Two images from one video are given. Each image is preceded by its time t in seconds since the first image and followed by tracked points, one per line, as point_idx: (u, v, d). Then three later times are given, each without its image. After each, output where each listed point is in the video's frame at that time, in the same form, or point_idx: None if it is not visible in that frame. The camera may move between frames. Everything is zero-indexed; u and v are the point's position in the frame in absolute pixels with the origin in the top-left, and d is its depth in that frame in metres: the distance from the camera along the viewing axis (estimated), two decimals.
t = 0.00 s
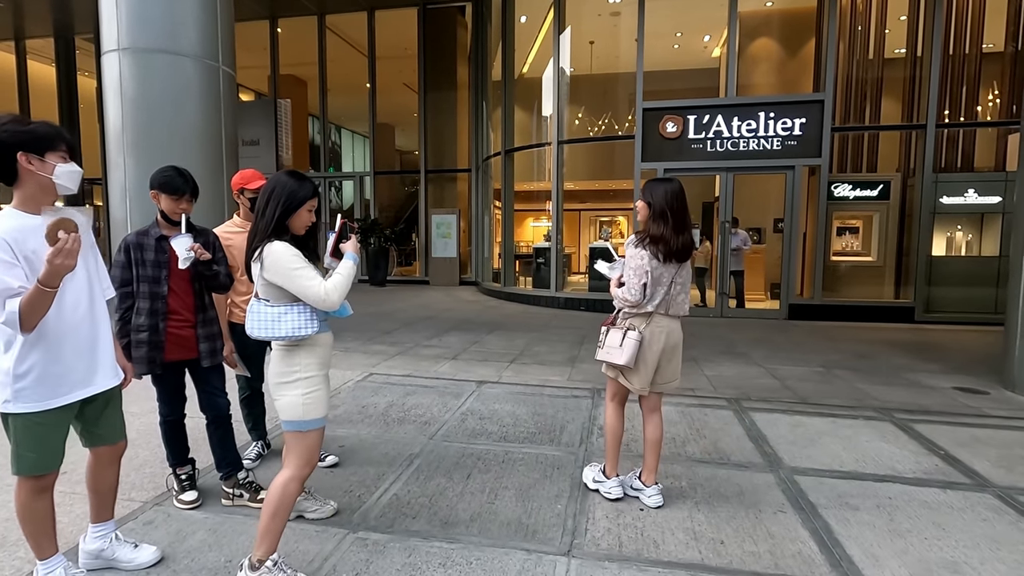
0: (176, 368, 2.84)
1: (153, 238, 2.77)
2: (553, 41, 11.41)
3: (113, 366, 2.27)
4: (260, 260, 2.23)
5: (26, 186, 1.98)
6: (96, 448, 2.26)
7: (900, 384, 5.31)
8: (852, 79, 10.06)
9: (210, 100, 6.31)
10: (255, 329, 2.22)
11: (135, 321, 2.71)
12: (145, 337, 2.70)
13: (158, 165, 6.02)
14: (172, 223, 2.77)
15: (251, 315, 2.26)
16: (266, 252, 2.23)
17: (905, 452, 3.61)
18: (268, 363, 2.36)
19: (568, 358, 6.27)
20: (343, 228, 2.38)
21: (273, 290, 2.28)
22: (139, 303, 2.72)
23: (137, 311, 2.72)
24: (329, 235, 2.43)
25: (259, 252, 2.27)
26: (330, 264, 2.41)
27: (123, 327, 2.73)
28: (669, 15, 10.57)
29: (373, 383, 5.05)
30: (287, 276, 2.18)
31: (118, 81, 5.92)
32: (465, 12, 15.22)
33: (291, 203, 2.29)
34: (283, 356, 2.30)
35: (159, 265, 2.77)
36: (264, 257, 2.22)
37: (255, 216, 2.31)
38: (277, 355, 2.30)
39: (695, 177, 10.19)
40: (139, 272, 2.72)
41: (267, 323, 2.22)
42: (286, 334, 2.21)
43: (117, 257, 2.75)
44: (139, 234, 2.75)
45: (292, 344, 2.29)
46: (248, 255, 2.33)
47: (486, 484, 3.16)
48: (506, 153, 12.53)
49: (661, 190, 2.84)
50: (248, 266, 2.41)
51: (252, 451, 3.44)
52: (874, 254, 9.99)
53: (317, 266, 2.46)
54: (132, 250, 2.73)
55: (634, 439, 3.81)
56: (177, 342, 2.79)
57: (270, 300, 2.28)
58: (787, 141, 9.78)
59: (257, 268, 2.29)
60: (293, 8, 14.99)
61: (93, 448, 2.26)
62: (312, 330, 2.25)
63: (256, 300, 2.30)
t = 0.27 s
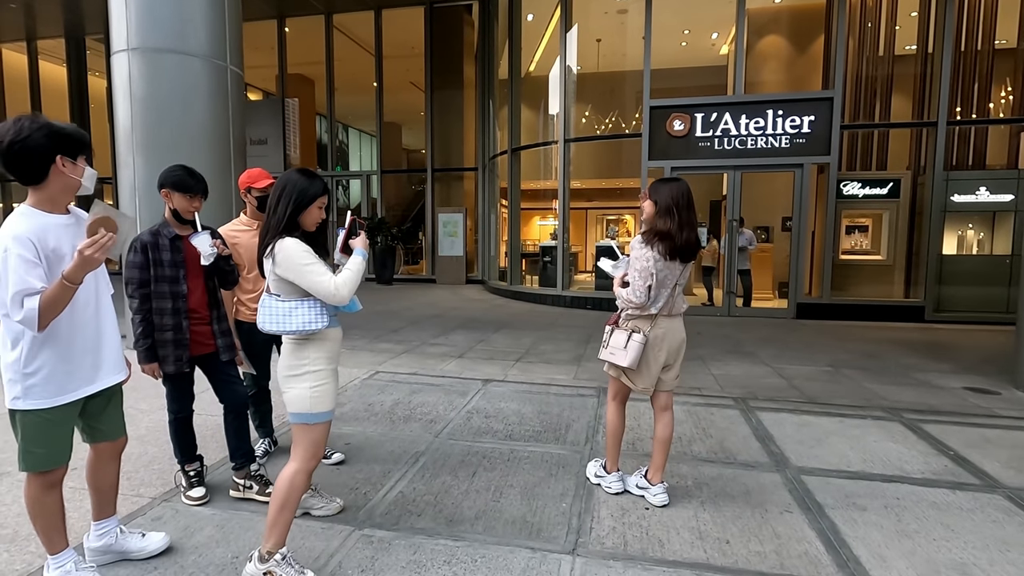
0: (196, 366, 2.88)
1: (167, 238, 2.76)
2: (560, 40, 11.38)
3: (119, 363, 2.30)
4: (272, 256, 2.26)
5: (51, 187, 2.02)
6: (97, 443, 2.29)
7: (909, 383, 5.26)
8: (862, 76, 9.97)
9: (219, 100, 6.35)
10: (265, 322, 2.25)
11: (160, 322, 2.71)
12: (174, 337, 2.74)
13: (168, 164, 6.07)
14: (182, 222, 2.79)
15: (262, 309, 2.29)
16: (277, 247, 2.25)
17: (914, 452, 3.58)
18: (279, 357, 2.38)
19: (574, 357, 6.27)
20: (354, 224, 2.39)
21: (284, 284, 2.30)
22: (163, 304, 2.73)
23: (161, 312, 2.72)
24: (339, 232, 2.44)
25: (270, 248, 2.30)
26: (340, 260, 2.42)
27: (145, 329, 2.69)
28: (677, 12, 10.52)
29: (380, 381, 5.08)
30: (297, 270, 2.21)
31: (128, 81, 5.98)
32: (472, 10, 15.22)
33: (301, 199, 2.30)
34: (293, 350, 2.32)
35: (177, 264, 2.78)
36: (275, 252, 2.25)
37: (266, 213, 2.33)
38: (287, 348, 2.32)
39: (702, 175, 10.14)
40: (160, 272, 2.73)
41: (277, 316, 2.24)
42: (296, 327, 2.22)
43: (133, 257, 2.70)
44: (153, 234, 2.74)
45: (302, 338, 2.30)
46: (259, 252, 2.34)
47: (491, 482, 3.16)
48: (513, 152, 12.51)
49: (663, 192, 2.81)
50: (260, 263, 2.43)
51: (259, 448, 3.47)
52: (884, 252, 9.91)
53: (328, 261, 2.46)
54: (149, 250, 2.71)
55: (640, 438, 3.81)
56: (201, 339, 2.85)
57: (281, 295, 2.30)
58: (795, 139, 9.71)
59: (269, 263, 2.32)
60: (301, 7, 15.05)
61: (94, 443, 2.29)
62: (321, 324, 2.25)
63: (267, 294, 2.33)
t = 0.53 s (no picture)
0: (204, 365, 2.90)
1: (174, 238, 2.78)
2: (566, 39, 11.36)
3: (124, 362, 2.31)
4: (280, 255, 2.27)
5: (68, 188, 2.05)
6: (108, 437, 2.31)
7: (917, 384, 5.21)
8: (870, 73, 9.88)
9: (225, 100, 6.38)
10: (272, 317, 2.27)
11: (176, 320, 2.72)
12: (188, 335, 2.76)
13: (175, 164, 6.10)
14: (188, 222, 2.80)
15: (269, 305, 2.31)
16: (285, 246, 2.26)
17: (922, 453, 3.55)
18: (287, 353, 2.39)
19: (579, 356, 6.26)
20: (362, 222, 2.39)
21: (290, 282, 2.32)
22: (177, 302, 2.74)
23: (175, 311, 2.73)
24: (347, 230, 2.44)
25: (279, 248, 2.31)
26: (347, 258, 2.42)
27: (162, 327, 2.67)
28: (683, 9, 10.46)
29: (385, 380, 5.09)
30: (303, 267, 2.21)
31: (136, 81, 6.01)
32: (478, 9, 15.22)
33: (311, 198, 2.31)
34: (299, 345, 2.33)
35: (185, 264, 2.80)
36: (283, 250, 2.26)
37: (276, 212, 2.34)
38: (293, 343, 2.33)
39: (709, 174, 10.08)
40: (171, 271, 2.73)
41: (283, 312, 2.26)
42: (303, 323, 2.24)
43: (142, 256, 2.68)
44: (159, 234, 2.75)
45: (309, 333, 2.31)
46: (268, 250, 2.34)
47: (495, 482, 3.16)
48: (519, 151, 12.49)
49: (667, 193, 2.81)
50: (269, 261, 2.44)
51: (265, 446, 3.48)
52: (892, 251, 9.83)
53: (336, 260, 2.47)
54: (158, 250, 2.71)
55: (645, 438, 3.79)
56: (210, 337, 2.88)
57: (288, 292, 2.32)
58: (803, 137, 9.63)
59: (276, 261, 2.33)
60: (307, 7, 15.08)
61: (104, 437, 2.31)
62: (326, 321, 2.26)
63: (274, 290, 2.35)
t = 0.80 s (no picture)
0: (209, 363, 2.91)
1: (177, 237, 2.79)
2: (571, 37, 11.32)
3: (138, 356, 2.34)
4: (291, 254, 2.28)
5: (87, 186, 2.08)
6: (112, 436, 2.32)
7: (925, 384, 5.18)
8: (877, 71, 9.82)
9: (231, 99, 6.40)
10: (285, 314, 2.30)
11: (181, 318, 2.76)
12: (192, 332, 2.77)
13: (181, 163, 6.13)
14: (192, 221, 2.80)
15: (282, 302, 2.34)
16: (295, 245, 2.27)
17: (930, 453, 3.53)
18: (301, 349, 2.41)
19: (584, 355, 6.26)
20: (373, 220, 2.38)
21: (302, 280, 2.33)
22: (180, 300, 2.77)
23: (179, 309, 2.76)
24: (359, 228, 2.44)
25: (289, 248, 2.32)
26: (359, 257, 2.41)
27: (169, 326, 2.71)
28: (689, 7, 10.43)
29: (390, 379, 5.10)
30: (313, 267, 2.22)
31: (142, 81, 6.04)
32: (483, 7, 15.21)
33: (321, 196, 2.32)
34: (312, 342, 2.34)
35: (187, 262, 2.80)
36: (293, 250, 2.27)
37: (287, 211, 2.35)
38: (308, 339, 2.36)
39: (714, 173, 10.04)
40: (174, 270, 2.76)
41: (294, 310, 2.28)
42: (313, 320, 2.25)
43: (146, 257, 2.73)
44: (163, 233, 2.77)
45: (320, 331, 2.33)
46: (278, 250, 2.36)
47: (500, 480, 3.16)
48: (523, 150, 12.47)
49: (679, 189, 2.77)
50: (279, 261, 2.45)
51: (272, 442, 3.50)
52: (900, 250, 9.79)
53: (347, 259, 2.48)
54: (160, 249, 2.74)
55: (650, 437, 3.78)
56: (215, 335, 2.88)
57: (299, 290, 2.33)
58: (809, 135, 9.57)
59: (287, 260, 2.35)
60: (312, 6, 15.10)
61: (108, 436, 2.32)
62: (336, 319, 2.28)
63: (287, 288, 2.36)
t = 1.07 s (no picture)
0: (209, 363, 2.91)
1: (182, 236, 2.79)
2: (574, 37, 11.30)
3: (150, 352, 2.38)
4: (301, 254, 2.32)
5: (110, 186, 2.14)
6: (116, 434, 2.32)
7: (930, 384, 5.15)
8: (882, 70, 9.77)
9: (234, 99, 6.42)
10: (291, 314, 2.34)
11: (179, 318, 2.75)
12: (190, 333, 2.77)
13: (184, 163, 6.15)
14: (196, 221, 2.81)
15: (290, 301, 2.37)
16: (304, 245, 2.30)
17: (935, 454, 3.51)
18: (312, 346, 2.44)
19: (587, 355, 6.25)
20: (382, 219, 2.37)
21: (311, 280, 2.35)
22: (179, 300, 2.77)
23: (177, 309, 2.76)
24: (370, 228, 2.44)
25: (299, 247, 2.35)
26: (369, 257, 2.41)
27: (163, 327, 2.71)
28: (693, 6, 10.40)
29: (393, 379, 5.11)
30: (320, 267, 2.25)
31: (147, 81, 6.06)
32: (486, 7, 15.20)
33: (331, 196, 2.33)
34: (322, 340, 2.37)
35: (190, 262, 2.81)
36: (302, 250, 2.30)
37: (297, 211, 2.37)
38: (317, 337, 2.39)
39: (717, 172, 10.01)
40: (175, 270, 2.76)
41: (302, 309, 2.31)
42: (321, 320, 2.28)
43: (148, 255, 2.73)
44: (167, 233, 2.77)
45: (329, 329, 2.36)
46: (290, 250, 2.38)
47: (502, 480, 3.16)
48: (527, 149, 12.45)
49: (703, 185, 2.77)
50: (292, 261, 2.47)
51: (275, 442, 3.52)
52: (904, 250, 9.75)
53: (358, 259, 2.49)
54: (163, 248, 2.75)
55: (653, 437, 3.78)
56: (214, 335, 2.88)
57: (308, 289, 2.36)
58: (814, 135, 9.52)
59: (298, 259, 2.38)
60: (316, 7, 15.13)
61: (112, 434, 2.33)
62: (342, 319, 2.30)
63: (295, 288, 2.40)
